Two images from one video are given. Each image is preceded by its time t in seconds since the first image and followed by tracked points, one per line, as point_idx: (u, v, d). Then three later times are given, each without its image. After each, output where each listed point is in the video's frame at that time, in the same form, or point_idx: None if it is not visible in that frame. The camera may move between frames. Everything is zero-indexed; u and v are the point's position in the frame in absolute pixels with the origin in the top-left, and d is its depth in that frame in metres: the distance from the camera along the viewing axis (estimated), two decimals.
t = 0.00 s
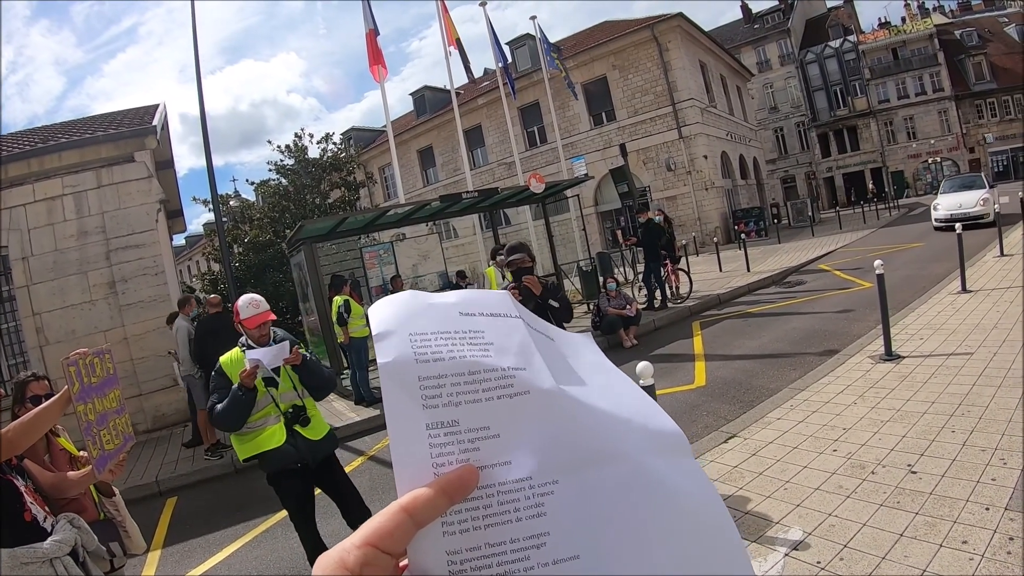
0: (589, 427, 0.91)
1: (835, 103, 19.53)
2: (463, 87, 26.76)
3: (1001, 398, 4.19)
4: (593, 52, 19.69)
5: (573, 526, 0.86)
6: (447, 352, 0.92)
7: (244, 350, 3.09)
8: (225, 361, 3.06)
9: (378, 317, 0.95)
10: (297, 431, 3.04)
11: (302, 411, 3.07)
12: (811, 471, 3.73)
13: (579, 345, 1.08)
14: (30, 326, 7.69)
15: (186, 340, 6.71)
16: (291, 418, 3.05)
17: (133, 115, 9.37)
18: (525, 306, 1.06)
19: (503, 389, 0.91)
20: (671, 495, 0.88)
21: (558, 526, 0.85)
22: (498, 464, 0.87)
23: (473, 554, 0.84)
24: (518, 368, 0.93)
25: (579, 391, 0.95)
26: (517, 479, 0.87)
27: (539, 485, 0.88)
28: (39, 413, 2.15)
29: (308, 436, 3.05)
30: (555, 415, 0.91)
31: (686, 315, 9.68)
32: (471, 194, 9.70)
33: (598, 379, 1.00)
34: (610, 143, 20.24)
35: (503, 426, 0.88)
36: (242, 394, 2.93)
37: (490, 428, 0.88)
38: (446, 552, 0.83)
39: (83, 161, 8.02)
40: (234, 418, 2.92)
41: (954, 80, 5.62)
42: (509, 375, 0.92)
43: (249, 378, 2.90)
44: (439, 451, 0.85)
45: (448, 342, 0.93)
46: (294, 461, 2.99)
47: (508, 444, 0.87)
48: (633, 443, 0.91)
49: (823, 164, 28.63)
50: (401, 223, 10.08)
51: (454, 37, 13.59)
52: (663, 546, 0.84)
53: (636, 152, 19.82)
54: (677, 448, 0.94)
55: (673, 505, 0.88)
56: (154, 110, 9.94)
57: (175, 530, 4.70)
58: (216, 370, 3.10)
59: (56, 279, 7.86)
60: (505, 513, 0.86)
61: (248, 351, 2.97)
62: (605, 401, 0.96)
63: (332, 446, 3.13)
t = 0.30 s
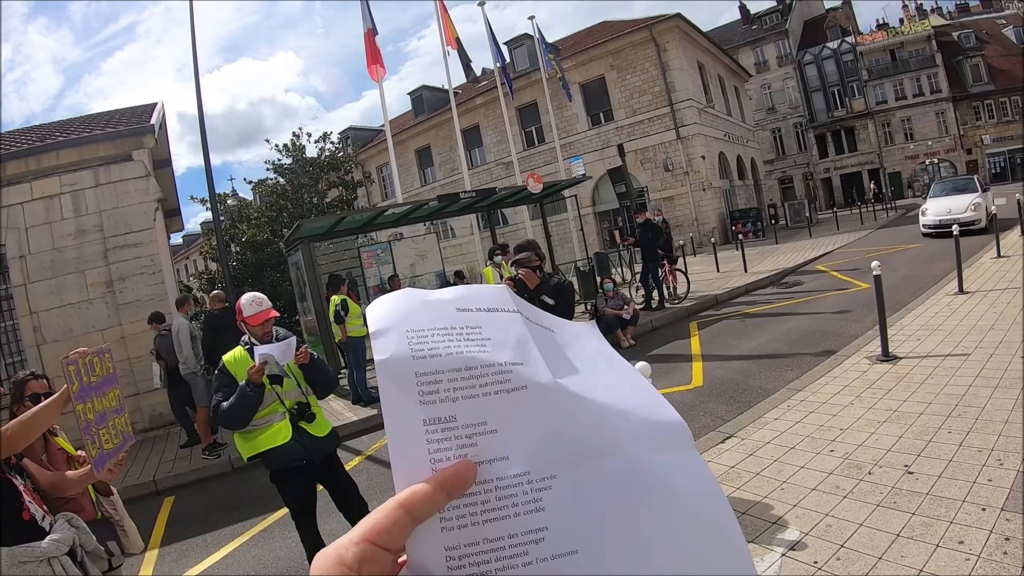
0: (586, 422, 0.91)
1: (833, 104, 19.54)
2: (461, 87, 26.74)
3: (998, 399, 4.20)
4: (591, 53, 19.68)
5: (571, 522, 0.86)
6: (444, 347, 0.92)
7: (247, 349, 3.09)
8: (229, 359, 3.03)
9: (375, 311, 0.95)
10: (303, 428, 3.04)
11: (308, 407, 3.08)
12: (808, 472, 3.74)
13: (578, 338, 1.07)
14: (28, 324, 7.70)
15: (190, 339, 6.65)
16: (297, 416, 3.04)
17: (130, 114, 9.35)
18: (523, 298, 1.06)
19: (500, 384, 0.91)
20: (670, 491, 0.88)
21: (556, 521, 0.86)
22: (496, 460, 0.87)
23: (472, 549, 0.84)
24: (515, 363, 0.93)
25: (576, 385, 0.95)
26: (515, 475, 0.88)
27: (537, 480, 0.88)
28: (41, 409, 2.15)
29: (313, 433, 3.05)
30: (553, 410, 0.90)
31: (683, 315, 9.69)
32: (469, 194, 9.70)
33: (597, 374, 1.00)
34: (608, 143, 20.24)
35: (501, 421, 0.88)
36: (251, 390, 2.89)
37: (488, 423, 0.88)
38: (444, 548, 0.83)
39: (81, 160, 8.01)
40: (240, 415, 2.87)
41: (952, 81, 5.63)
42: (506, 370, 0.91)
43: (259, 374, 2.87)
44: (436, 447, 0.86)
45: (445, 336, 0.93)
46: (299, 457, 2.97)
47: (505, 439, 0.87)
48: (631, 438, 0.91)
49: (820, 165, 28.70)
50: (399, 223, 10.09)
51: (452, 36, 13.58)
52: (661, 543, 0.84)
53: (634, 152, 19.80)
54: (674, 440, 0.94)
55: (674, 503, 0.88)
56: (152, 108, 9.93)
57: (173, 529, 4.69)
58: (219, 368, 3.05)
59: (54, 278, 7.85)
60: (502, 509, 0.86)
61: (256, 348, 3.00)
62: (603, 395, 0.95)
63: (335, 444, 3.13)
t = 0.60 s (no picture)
0: (578, 420, 0.91)
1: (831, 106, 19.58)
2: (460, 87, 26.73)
3: (994, 400, 4.21)
4: (590, 53, 19.68)
5: (564, 520, 0.86)
6: (436, 345, 0.92)
7: (261, 345, 3.12)
8: (243, 355, 3.08)
9: (368, 309, 0.95)
10: (314, 423, 3.05)
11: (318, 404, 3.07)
12: (805, 472, 3.75)
13: (573, 333, 1.07)
14: (26, 323, 7.66)
15: (190, 337, 6.67)
16: (307, 412, 3.04)
17: (128, 113, 9.34)
18: (517, 293, 1.05)
19: (492, 381, 0.91)
20: (660, 488, 0.88)
21: (548, 520, 0.86)
22: (488, 457, 0.87)
23: (463, 547, 0.84)
24: (508, 360, 0.93)
25: (569, 382, 0.95)
26: (507, 472, 0.88)
27: (529, 478, 0.88)
28: (40, 409, 2.16)
29: (325, 429, 3.06)
30: (545, 408, 0.90)
31: (681, 316, 9.71)
32: (467, 194, 9.71)
33: (590, 369, 1.00)
34: (607, 143, 20.25)
35: (494, 419, 0.89)
36: (263, 384, 2.89)
37: (480, 421, 0.88)
38: (435, 546, 0.84)
39: (80, 159, 8.00)
40: (251, 409, 2.88)
41: (950, 83, 5.64)
42: (498, 368, 0.92)
43: (271, 369, 2.86)
44: (427, 444, 0.86)
45: (438, 334, 0.94)
46: (308, 453, 3.01)
47: (497, 437, 0.88)
48: (624, 435, 0.91)
49: (818, 166, 28.73)
50: (398, 222, 10.08)
51: (451, 37, 13.58)
52: (652, 542, 0.85)
53: (633, 152, 19.81)
54: (667, 437, 0.94)
55: (665, 501, 0.88)
56: (150, 108, 9.92)
57: (171, 528, 4.69)
58: (232, 363, 3.10)
59: (52, 277, 7.83)
60: (493, 506, 0.86)
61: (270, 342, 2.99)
62: (596, 392, 0.95)
63: (343, 443, 3.14)
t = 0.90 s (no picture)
0: (578, 427, 0.91)
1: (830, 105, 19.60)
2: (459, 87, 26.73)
3: (994, 400, 4.21)
4: (589, 53, 19.69)
5: (562, 527, 0.86)
6: (437, 352, 0.93)
7: (281, 338, 3.20)
8: (263, 347, 3.15)
9: (368, 316, 0.96)
10: (330, 417, 3.08)
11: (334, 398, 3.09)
12: (804, 472, 3.75)
13: (573, 340, 1.08)
14: (25, 324, 7.68)
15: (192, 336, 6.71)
16: (322, 407, 3.06)
17: (127, 113, 9.33)
18: (518, 300, 1.06)
19: (491, 388, 0.91)
20: (660, 495, 0.88)
21: (548, 527, 0.86)
22: (488, 464, 0.87)
23: (463, 554, 0.84)
24: (508, 367, 0.93)
25: (569, 389, 0.95)
26: (507, 479, 0.88)
27: (529, 484, 0.88)
28: (37, 409, 2.16)
29: (341, 423, 3.09)
30: (544, 415, 0.91)
31: (680, 315, 9.71)
32: (466, 194, 9.71)
33: (590, 377, 1.00)
34: (606, 143, 20.26)
35: (493, 426, 0.89)
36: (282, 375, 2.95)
37: (479, 428, 0.89)
38: (435, 553, 0.84)
39: (79, 159, 8.00)
40: (269, 400, 2.95)
41: (949, 84, 5.65)
42: (499, 374, 0.92)
43: (291, 361, 2.92)
44: (427, 451, 0.86)
45: (438, 340, 0.94)
46: (324, 446, 3.06)
47: (497, 444, 0.88)
48: (623, 441, 0.92)
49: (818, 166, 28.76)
50: (397, 222, 10.19)
51: (450, 37, 13.58)
52: (652, 549, 0.84)
53: (632, 152, 19.83)
54: (667, 443, 0.94)
55: (665, 506, 0.88)
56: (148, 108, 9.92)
57: (170, 528, 4.69)
58: (253, 354, 3.16)
59: (51, 277, 7.85)
60: (493, 513, 0.87)
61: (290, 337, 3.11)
62: (596, 398, 0.96)
63: (357, 438, 3.17)
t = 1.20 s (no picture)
0: (573, 424, 0.91)
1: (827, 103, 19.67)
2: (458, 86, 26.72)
3: (994, 397, 4.21)
4: (588, 52, 19.68)
5: (557, 526, 0.85)
6: (431, 349, 0.92)
7: (298, 334, 3.23)
8: (279, 342, 3.19)
9: (362, 314, 0.95)
10: (342, 411, 3.09)
11: (347, 393, 3.09)
12: (804, 470, 3.75)
13: (569, 337, 1.07)
14: (24, 325, 7.47)
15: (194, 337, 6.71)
16: (335, 400, 3.07)
17: (126, 113, 9.31)
18: (513, 297, 1.05)
19: (486, 387, 0.90)
20: (654, 494, 0.88)
21: (542, 527, 0.85)
22: (482, 463, 0.87)
23: (456, 553, 0.84)
24: (503, 365, 0.93)
25: (563, 386, 0.95)
26: (502, 479, 0.87)
27: (524, 483, 0.87)
28: (32, 410, 2.16)
29: (352, 417, 3.10)
30: (539, 413, 0.90)
31: (680, 314, 9.71)
32: (466, 193, 9.70)
33: (584, 374, 0.99)
34: (605, 142, 20.25)
35: (487, 425, 0.88)
36: (297, 368, 3.00)
37: (474, 427, 0.88)
38: (428, 552, 0.83)
39: (78, 159, 7.99)
40: (285, 391, 2.99)
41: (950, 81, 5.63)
42: (493, 373, 0.92)
43: (305, 356, 2.94)
44: (421, 450, 0.86)
45: (433, 338, 0.94)
46: (336, 439, 3.09)
47: (491, 442, 0.87)
48: (618, 440, 0.91)
49: (817, 164, 28.78)
50: (396, 221, 10.36)
51: (450, 37, 13.59)
52: (645, 548, 0.84)
53: (631, 151, 19.83)
54: (662, 441, 0.94)
55: (661, 505, 0.87)
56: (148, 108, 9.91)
57: (170, 528, 4.69)
58: (269, 349, 3.22)
59: (50, 278, 7.73)
60: (487, 512, 0.86)
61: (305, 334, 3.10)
62: (592, 396, 0.95)
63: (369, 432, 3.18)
